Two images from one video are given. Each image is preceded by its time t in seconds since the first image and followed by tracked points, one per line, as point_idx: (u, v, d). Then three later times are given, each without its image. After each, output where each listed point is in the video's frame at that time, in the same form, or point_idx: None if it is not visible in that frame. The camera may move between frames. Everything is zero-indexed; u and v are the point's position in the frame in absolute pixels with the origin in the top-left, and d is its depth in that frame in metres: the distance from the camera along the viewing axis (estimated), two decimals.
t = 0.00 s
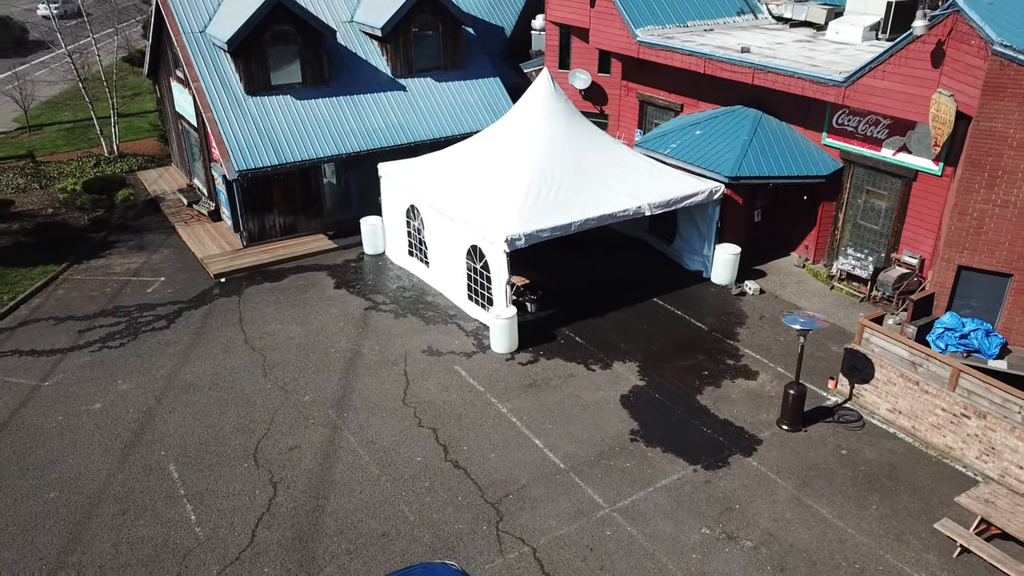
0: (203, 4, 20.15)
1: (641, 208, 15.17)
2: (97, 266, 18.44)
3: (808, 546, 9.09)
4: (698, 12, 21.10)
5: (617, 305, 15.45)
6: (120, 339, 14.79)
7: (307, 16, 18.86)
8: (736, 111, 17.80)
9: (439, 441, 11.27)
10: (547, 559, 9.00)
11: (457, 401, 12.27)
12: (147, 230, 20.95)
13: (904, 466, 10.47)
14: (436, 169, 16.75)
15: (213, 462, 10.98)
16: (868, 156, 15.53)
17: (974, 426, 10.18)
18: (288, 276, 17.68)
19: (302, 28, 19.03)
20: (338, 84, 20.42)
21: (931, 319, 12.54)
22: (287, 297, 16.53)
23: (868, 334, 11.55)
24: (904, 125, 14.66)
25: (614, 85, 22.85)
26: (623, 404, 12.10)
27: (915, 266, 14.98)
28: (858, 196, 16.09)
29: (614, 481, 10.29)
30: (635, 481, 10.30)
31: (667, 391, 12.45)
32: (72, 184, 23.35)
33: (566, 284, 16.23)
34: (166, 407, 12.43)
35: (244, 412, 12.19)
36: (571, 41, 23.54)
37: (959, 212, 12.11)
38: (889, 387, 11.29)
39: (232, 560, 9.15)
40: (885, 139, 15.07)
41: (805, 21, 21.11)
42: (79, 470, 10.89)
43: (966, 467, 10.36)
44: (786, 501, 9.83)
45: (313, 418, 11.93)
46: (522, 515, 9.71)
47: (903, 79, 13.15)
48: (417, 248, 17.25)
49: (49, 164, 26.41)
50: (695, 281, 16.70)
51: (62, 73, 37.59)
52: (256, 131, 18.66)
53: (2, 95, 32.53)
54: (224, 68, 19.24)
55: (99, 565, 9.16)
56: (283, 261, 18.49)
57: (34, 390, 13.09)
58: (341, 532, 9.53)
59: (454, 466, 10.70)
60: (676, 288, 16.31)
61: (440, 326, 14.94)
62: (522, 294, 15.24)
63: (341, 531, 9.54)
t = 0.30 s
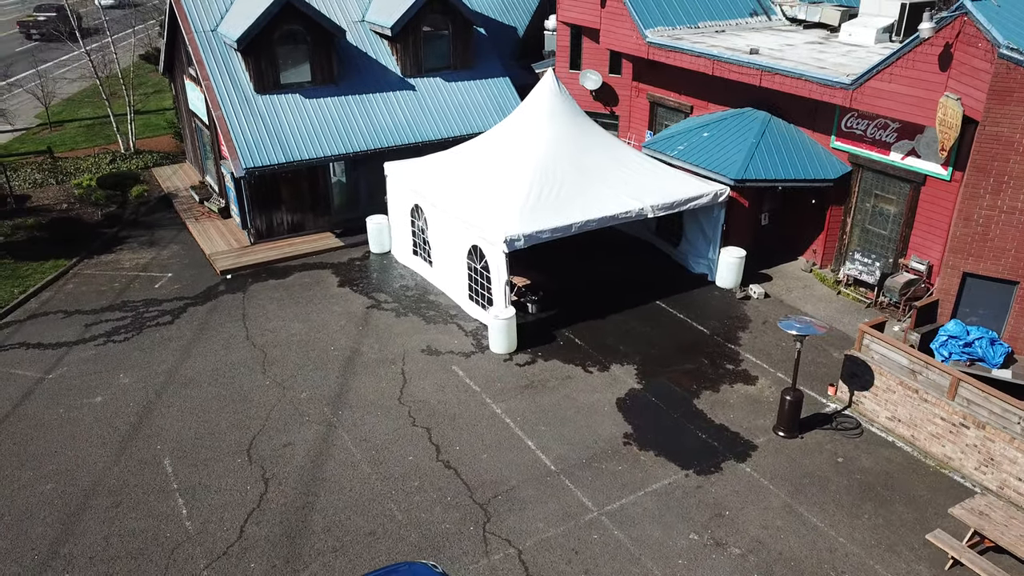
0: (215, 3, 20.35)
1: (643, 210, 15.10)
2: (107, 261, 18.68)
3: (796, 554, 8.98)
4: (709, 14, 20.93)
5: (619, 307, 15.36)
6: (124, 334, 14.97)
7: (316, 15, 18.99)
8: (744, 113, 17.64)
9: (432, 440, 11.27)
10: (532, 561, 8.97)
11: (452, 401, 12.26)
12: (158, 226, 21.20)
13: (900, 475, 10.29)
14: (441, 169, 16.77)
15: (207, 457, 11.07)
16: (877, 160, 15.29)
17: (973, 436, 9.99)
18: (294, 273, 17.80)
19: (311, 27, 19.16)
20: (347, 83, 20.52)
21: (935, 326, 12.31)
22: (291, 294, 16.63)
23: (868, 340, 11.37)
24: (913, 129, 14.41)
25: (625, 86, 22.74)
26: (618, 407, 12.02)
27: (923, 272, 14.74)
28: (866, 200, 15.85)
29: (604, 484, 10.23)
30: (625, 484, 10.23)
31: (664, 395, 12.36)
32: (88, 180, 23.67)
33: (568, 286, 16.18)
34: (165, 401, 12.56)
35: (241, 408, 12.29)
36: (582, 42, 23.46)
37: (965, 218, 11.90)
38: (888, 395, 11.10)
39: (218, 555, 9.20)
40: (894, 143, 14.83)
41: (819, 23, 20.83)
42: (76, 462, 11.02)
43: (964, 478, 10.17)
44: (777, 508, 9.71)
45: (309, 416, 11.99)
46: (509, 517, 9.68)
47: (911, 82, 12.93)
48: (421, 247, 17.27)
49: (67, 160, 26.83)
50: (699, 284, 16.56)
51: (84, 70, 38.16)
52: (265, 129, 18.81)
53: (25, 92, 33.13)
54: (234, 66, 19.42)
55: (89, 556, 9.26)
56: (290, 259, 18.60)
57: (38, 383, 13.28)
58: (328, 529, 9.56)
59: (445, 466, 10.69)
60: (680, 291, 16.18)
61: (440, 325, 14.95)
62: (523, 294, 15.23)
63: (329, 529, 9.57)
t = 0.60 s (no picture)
0: (229, 2, 20.56)
1: (647, 212, 15.03)
2: (119, 256, 18.95)
3: (784, 562, 8.87)
4: (722, 15, 20.73)
5: (621, 309, 15.26)
6: (130, 328, 15.17)
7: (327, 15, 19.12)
8: (754, 116, 17.46)
9: (426, 439, 11.27)
10: (518, 563, 8.93)
11: (448, 401, 12.27)
12: (170, 222, 21.45)
13: (897, 484, 10.12)
14: (447, 168, 16.79)
15: (203, 451, 11.16)
16: (887, 164, 15.03)
17: (972, 446, 9.80)
18: (300, 271, 17.92)
19: (322, 26, 19.29)
20: (358, 82, 20.63)
21: (940, 333, 12.06)
22: (296, 291, 16.74)
23: (868, 347, 11.17)
24: (923, 132, 14.13)
25: (637, 87, 22.61)
26: (614, 409, 11.94)
27: (932, 279, 14.48)
28: (876, 205, 15.60)
29: (595, 487, 10.18)
30: (616, 488, 10.16)
31: (661, 398, 12.26)
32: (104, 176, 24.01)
33: (571, 287, 16.11)
34: (165, 395, 12.70)
35: (239, 403, 12.39)
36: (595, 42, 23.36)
37: (971, 224, 11.67)
38: (888, 403, 10.92)
39: (208, 549, 9.27)
40: (904, 147, 14.56)
41: (833, 24, 20.53)
42: (75, 454, 11.18)
43: (963, 488, 9.98)
44: (769, 515, 9.59)
45: (305, 412, 12.06)
46: (498, 518, 9.66)
47: (919, 85, 12.70)
48: (426, 246, 17.30)
49: (86, 156, 27.24)
50: (704, 287, 16.41)
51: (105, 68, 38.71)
52: (274, 127, 18.96)
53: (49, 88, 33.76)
54: (246, 64, 19.60)
55: (81, 546, 9.37)
56: (297, 256, 18.74)
57: (43, 374, 13.49)
58: (317, 526, 9.60)
59: (436, 465, 10.69)
60: (684, 294, 16.04)
61: (442, 325, 14.97)
62: (526, 295, 15.20)
63: (317, 525, 9.61)
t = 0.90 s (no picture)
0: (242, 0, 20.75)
1: (651, 212, 14.96)
2: (130, 250, 19.22)
3: (772, 568, 8.78)
4: (735, 15, 20.54)
5: (623, 310, 15.17)
6: (137, 321, 15.37)
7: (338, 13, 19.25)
8: (764, 117, 17.25)
9: (420, 436, 11.30)
10: (503, 562, 8.92)
11: (444, 399, 12.29)
12: (183, 217, 21.71)
13: (893, 491, 9.96)
14: (453, 167, 16.81)
15: (200, 444, 11.27)
16: (896, 166, 14.75)
17: (970, 455, 9.63)
18: (307, 267, 18.05)
19: (333, 24, 19.42)
20: (368, 80, 20.74)
21: (944, 339, 11.86)
22: (301, 287, 16.86)
23: (868, 352, 11.04)
24: (933, 135, 13.86)
25: (649, 87, 22.47)
26: (610, 411, 11.89)
27: (940, 284, 13.98)
28: (885, 208, 15.32)
29: (585, 488, 10.14)
30: (607, 489, 10.12)
31: (658, 400, 12.18)
32: (120, 171, 24.35)
33: (575, 287, 16.06)
34: (166, 388, 12.85)
35: (239, 397, 12.51)
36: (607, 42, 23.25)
37: (977, 229, 11.45)
38: (886, 409, 10.77)
39: (198, 540, 9.36)
40: (914, 149, 14.29)
41: (849, 25, 20.25)
42: (75, 444, 11.35)
43: (960, 498, 9.81)
44: (759, 520, 9.50)
45: (302, 408, 12.15)
46: (486, 516, 9.66)
47: (927, 86, 12.51)
48: (431, 244, 17.32)
49: (104, 151, 27.65)
50: (710, 289, 16.27)
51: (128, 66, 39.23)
52: (284, 124, 19.12)
53: (73, 84, 34.34)
54: (258, 62, 19.78)
55: (76, 535, 9.51)
56: (305, 253, 18.88)
57: (50, 365, 13.72)
58: (307, 520, 9.65)
59: (429, 463, 10.71)
60: (688, 296, 15.92)
61: (443, 323, 14.99)
62: (528, 294, 15.17)
63: (307, 520, 9.67)
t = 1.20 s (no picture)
0: None
1: (653, 213, 14.87)
2: (141, 245, 19.48)
3: (759, 573, 8.70)
4: (747, 15, 20.33)
5: (626, 312, 15.10)
6: (143, 315, 15.57)
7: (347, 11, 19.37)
8: (773, 118, 17.07)
9: (413, 434, 11.34)
10: (488, 561, 8.92)
11: (440, 397, 12.31)
12: (195, 213, 21.95)
13: (888, 499, 9.82)
14: (458, 166, 16.83)
15: (197, 437, 11.39)
16: (904, 169, 14.53)
17: (967, 463, 9.46)
18: (312, 264, 18.17)
19: (343, 22, 19.54)
20: (378, 78, 20.84)
21: (947, 346, 11.62)
22: (306, 284, 16.98)
23: (867, 357, 10.87)
24: (942, 138, 13.62)
25: (660, 88, 22.31)
26: (605, 412, 11.84)
27: (947, 289, 13.99)
28: (894, 212, 15.10)
29: (576, 488, 10.11)
30: (597, 490, 10.07)
31: (654, 402, 12.10)
32: (135, 167, 24.68)
33: (578, 287, 16.01)
34: (168, 381, 13.01)
35: (238, 391, 12.63)
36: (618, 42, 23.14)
37: (981, 234, 11.24)
38: (884, 415, 10.62)
39: (188, 532, 9.46)
40: (922, 152, 14.05)
41: (863, 26, 19.96)
42: (76, 435, 11.53)
43: (956, 507, 9.64)
44: (749, 524, 9.41)
45: (299, 403, 12.23)
46: (475, 515, 9.66)
47: (934, 88, 12.31)
48: (436, 243, 17.36)
49: (121, 147, 28.04)
50: (714, 291, 16.14)
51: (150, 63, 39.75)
52: (293, 121, 19.27)
53: (94, 81, 34.83)
54: (269, 60, 19.96)
55: (70, 524, 9.65)
56: (312, 250, 19.01)
57: (56, 357, 13.95)
58: (296, 515, 9.72)
59: (421, 460, 10.74)
60: (692, 298, 15.80)
61: (444, 321, 15.02)
62: (529, 294, 15.15)
63: (297, 515, 9.73)
